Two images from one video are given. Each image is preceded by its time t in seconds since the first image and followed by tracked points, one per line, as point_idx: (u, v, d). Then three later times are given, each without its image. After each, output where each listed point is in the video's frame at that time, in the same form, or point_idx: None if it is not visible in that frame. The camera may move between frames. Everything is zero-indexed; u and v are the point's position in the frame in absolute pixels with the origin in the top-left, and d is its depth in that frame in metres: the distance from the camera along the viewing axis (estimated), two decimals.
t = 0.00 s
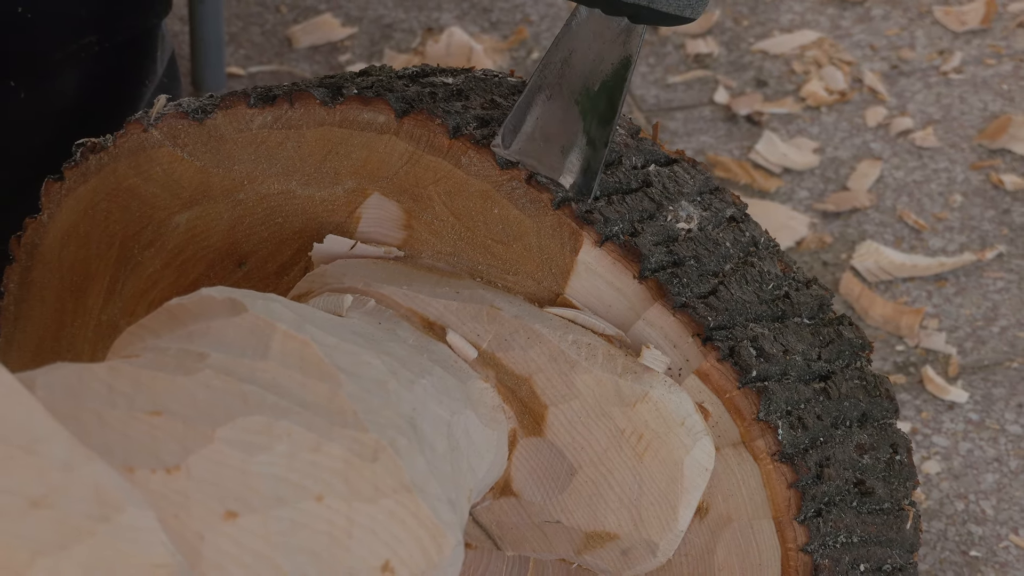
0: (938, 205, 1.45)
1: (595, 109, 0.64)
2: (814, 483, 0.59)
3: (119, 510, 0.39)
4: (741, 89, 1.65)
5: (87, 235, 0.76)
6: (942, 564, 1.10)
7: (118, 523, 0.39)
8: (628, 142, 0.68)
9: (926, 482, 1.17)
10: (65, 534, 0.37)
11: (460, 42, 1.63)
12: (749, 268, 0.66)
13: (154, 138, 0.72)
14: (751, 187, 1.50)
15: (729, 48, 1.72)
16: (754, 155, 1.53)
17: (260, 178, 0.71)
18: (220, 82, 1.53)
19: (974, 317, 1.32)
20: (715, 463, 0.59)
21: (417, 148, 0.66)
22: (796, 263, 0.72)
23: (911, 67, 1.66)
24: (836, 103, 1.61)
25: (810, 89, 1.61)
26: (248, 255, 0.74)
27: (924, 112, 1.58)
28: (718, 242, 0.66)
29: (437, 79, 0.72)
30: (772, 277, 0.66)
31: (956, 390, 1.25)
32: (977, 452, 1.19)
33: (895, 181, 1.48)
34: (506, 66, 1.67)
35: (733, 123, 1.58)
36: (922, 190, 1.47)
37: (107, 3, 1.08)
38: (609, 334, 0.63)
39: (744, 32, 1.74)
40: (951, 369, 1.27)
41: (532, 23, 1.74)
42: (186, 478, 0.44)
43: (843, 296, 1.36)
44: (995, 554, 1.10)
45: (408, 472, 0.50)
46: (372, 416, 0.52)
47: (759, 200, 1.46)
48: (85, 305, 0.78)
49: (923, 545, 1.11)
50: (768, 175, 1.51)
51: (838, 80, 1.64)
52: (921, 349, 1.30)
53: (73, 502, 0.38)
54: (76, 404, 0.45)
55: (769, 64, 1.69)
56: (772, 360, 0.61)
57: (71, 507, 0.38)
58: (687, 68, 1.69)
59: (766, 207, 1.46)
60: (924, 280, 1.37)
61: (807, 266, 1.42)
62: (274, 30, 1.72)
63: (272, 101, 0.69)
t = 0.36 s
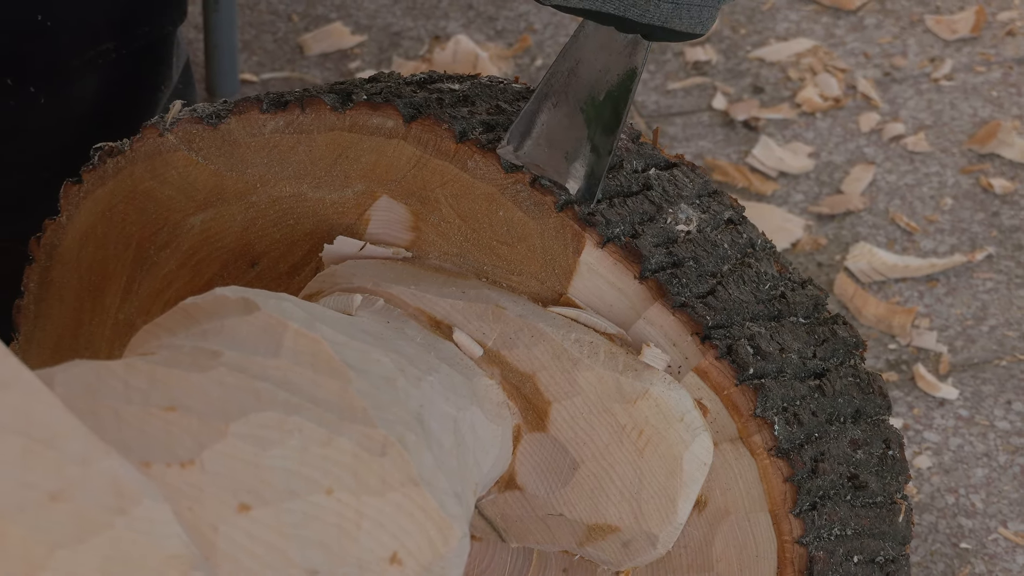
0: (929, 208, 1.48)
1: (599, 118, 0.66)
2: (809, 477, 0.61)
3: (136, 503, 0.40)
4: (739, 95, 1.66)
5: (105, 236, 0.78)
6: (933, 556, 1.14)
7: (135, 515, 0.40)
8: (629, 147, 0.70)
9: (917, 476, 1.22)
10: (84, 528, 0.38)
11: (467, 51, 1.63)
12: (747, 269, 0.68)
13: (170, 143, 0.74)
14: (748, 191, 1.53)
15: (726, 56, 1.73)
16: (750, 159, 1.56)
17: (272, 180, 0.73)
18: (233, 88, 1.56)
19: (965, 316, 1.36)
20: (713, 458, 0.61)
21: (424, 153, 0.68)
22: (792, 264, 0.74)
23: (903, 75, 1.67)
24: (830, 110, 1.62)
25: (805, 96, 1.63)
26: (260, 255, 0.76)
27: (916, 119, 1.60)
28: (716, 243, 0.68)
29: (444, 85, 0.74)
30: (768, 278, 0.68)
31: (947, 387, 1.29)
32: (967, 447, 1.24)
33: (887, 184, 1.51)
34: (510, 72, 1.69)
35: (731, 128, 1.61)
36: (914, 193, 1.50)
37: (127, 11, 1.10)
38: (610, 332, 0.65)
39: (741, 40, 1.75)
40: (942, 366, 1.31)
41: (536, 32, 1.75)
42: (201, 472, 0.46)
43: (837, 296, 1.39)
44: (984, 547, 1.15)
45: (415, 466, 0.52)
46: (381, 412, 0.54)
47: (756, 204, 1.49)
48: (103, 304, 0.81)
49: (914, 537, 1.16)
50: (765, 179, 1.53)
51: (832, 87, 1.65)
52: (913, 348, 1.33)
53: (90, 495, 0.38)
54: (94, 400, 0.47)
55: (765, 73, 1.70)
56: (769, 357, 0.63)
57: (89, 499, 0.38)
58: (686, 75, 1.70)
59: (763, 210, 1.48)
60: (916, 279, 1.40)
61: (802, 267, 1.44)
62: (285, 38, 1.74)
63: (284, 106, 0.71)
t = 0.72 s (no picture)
0: (925, 211, 1.52)
1: (606, 126, 0.67)
2: (809, 471, 0.63)
3: (157, 495, 0.42)
4: (741, 102, 1.71)
5: (127, 237, 0.81)
6: (928, 548, 1.17)
7: (157, 507, 0.42)
8: (635, 151, 0.72)
9: (913, 471, 1.25)
10: (107, 518, 0.41)
11: (478, 57, 1.69)
12: (749, 270, 0.70)
13: (190, 146, 0.76)
14: (750, 194, 1.57)
15: (729, 63, 1.78)
16: (752, 163, 1.60)
17: (289, 183, 0.76)
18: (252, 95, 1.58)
19: (959, 315, 1.40)
20: (716, 453, 0.63)
21: (436, 157, 0.70)
22: (792, 266, 0.76)
23: (901, 82, 1.73)
24: (830, 115, 1.67)
25: (805, 102, 1.68)
26: (278, 256, 0.79)
27: (913, 125, 1.65)
28: (719, 245, 0.70)
29: (456, 91, 0.77)
30: (770, 279, 0.70)
31: (943, 385, 1.32)
32: (961, 443, 1.27)
33: (885, 188, 1.55)
34: (520, 79, 1.71)
35: (733, 134, 1.65)
36: (910, 197, 1.54)
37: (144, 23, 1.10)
38: (617, 331, 0.67)
39: (744, 48, 1.81)
40: (937, 364, 1.34)
41: (545, 40, 1.78)
42: (220, 465, 0.48)
43: (835, 296, 1.43)
44: (979, 539, 1.18)
45: (428, 460, 0.54)
46: (395, 408, 0.56)
47: (758, 206, 1.53)
48: (126, 303, 0.84)
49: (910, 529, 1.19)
50: (766, 182, 1.57)
51: (831, 94, 1.70)
52: (908, 346, 1.37)
53: (112, 487, 0.41)
54: (119, 396, 0.49)
55: (766, 79, 1.76)
56: (770, 355, 0.65)
57: (111, 491, 0.41)
58: (690, 83, 1.74)
59: (764, 213, 1.52)
60: (912, 281, 1.43)
61: (802, 268, 1.48)
62: (302, 46, 1.77)
63: (301, 112, 0.74)
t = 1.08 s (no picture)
0: (928, 214, 1.54)
1: (615, 139, 0.72)
2: (815, 467, 0.65)
3: (182, 488, 0.42)
4: (749, 108, 1.73)
5: (154, 237, 0.84)
6: (930, 541, 1.20)
7: (182, 500, 0.42)
8: (646, 155, 0.74)
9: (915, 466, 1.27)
10: (133, 510, 0.41)
11: (494, 64, 1.69)
12: (758, 270, 0.72)
13: (216, 150, 0.79)
14: (758, 198, 1.59)
15: (738, 70, 1.80)
16: (761, 167, 1.62)
17: (311, 185, 0.78)
18: (276, 100, 1.61)
19: (961, 316, 1.42)
20: (725, 449, 0.65)
21: (454, 161, 0.73)
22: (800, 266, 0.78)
23: (904, 88, 1.75)
24: (835, 121, 1.69)
25: (812, 108, 1.70)
26: (299, 256, 0.82)
27: (916, 130, 1.67)
28: (728, 246, 0.72)
29: (473, 96, 0.79)
30: (778, 279, 0.72)
31: (944, 382, 1.35)
32: (963, 440, 1.29)
33: (889, 192, 1.57)
34: (535, 86, 1.73)
35: (742, 139, 1.67)
36: (913, 201, 1.56)
37: (156, 30, 1.18)
38: (630, 330, 0.69)
39: (752, 55, 1.82)
40: (939, 363, 1.37)
41: (559, 47, 1.80)
42: (244, 459, 0.49)
43: (840, 297, 1.45)
44: (979, 533, 1.20)
45: (445, 455, 0.57)
46: (414, 404, 0.59)
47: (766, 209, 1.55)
48: (152, 301, 0.86)
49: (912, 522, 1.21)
50: (774, 186, 1.59)
51: (837, 100, 1.72)
52: (912, 345, 1.39)
53: (138, 479, 0.41)
54: (144, 391, 0.51)
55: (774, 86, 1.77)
56: (777, 354, 0.67)
57: (137, 483, 0.41)
58: (700, 89, 1.76)
59: (772, 215, 1.54)
60: (915, 280, 1.46)
61: (809, 269, 1.50)
62: (324, 52, 1.80)
63: (322, 116, 0.76)
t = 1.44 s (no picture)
0: (933, 218, 1.59)
1: (620, 162, 0.71)
2: (822, 463, 0.67)
3: (209, 481, 0.45)
4: (760, 114, 1.79)
5: (183, 236, 0.87)
6: (933, 535, 1.21)
7: (208, 492, 0.45)
8: (660, 159, 0.76)
9: (920, 461, 1.29)
10: (163, 502, 0.44)
11: (512, 70, 1.73)
12: (769, 271, 0.74)
13: (243, 153, 0.81)
14: (768, 201, 1.63)
15: (749, 79, 1.87)
16: (771, 171, 1.67)
17: (335, 188, 0.81)
18: (301, 106, 1.64)
19: (965, 316, 1.45)
20: (736, 444, 0.67)
21: (474, 164, 0.75)
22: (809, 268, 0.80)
23: (910, 96, 1.81)
24: (843, 127, 1.75)
25: (820, 115, 1.76)
26: (324, 256, 0.85)
27: (921, 137, 1.73)
28: (739, 248, 0.73)
29: (492, 102, 0.81)
30: (787, 280, 0.74)
31: (949, 381, 1.37)
32: (966, 436, 1.31)
33: (895, 197, 1.62)
34: (552, 91, 1.76)
35: (752, 144, 1.73)
36: (918, 205, 1.61)
37: (178, 33, 1.14)
38: (644, 329, 0.71)
39: (763, 63, 1.90)
40: (944, 362, 1.39)
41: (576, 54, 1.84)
42: (269, 453, 0.52)
43: (847, 297, 1.47)
44: (982, 527, 1.22)
45: (463, 449, 0.59)
46: (433, 400, 0.61)
47: (775, 211, 1.59)
48: (182, 298, 0.90)
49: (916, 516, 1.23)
50: (783, 190, 1.63)
51: (845, 107, 1.79)
52: (917, 345, 1.41)
53: (167, 473, 0.44)
54: (173, 387, 0.53)
55: (784, 93, 1.84)
56: (787, 353, 0.69)
57: (166, 477, 0.43)
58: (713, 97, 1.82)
59: (781, 218, 1.58)
60: (920, 282, 1.49)
61: (817, 270, 1.54)
62: (348, 59, 1.83)
63: (346, 120, 0.79)
